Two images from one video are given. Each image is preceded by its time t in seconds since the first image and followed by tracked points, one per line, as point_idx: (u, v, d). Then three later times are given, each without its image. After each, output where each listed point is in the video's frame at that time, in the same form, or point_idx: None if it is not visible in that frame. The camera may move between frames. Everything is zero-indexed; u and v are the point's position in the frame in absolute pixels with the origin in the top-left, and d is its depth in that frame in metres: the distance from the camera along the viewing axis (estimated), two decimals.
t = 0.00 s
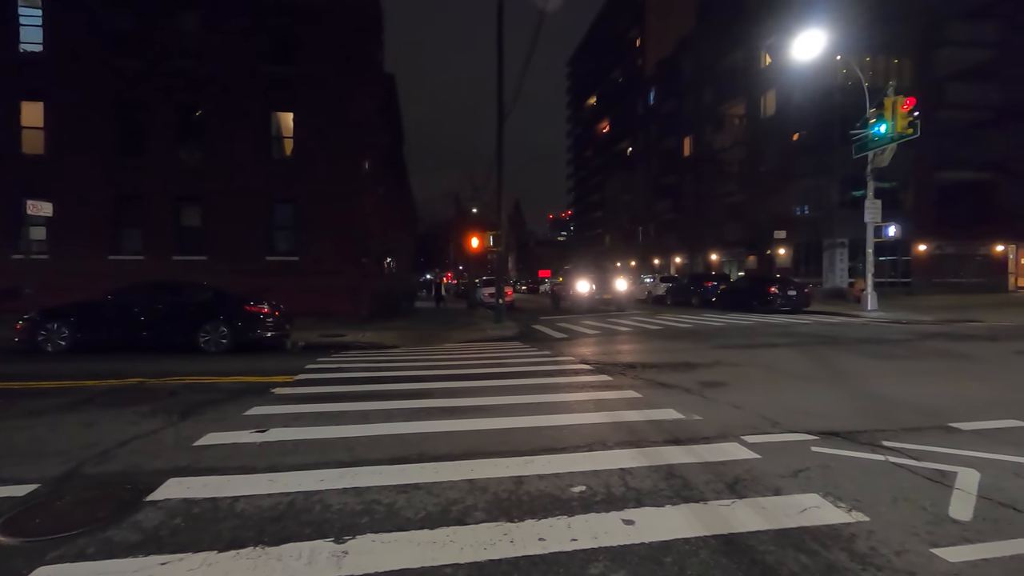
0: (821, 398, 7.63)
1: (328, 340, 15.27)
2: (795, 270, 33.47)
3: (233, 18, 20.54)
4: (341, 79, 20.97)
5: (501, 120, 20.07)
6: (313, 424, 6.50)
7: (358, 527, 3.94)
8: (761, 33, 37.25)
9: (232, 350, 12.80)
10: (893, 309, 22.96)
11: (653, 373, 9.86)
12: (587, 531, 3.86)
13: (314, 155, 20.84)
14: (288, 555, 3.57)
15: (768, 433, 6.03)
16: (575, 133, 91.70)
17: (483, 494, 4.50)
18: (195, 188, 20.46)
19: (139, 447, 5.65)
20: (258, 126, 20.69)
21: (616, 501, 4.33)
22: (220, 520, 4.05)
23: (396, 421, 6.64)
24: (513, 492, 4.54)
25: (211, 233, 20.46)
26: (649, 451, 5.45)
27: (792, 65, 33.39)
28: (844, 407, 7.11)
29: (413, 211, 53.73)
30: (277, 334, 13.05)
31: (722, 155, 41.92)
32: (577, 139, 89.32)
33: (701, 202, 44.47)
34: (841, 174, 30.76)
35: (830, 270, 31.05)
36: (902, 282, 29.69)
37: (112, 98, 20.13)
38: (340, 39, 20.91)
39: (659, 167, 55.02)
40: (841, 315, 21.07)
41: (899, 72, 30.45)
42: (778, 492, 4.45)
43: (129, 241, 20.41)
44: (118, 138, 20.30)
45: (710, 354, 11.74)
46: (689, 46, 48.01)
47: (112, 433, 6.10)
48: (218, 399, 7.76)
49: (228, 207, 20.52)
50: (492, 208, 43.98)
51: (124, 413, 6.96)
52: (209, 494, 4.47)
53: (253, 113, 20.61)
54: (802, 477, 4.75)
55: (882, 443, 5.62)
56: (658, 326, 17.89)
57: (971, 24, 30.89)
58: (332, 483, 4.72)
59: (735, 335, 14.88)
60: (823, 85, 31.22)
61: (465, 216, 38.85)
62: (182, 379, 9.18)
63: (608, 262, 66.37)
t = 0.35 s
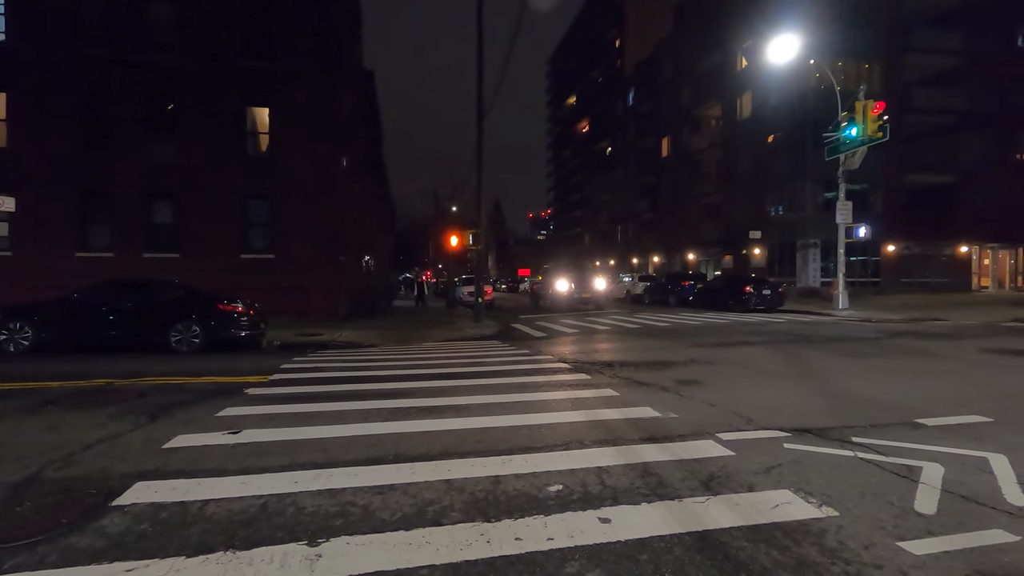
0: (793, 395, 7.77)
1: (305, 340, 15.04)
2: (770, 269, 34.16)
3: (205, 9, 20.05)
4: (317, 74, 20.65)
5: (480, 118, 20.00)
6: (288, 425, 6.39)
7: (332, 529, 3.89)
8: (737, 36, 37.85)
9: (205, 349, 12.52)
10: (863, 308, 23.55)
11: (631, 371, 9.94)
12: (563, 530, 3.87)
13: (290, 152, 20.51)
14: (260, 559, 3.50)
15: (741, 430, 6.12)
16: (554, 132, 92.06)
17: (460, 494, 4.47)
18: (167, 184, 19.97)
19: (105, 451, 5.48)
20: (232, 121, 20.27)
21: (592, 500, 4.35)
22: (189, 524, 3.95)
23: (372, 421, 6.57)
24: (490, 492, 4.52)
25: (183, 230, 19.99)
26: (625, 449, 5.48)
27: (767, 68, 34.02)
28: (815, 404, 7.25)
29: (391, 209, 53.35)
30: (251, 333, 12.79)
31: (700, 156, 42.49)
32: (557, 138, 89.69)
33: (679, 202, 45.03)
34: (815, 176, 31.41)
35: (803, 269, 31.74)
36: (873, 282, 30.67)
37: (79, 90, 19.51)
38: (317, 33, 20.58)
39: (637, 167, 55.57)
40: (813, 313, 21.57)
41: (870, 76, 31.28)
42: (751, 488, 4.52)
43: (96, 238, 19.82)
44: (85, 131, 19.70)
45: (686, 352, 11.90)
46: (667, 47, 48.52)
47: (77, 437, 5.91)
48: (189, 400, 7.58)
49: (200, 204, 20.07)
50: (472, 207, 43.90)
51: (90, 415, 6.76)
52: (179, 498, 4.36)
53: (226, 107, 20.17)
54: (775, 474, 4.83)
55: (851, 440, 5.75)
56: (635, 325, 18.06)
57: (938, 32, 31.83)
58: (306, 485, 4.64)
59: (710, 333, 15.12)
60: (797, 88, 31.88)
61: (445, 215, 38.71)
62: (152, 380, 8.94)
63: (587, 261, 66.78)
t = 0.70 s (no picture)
0: (754, 393, 8.03)
1: (268, 341, 14.68)
2: (731, 270, 35.17)
3: None
4: (280, 69, 20.17)
5: (448, 118, 19.93)
6: (252, 429, 6.24)
7: (300, 534, 3.83)
8: (699, 43, 38.82)
9: (162, 352, 12.08)
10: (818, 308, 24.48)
11: (598, 370, 10.09)
12: (533, 528, 3.92)
13: (253, 148, 19.99)
14: (223, 567, 3.41)
15: (704, 427, 6.30)
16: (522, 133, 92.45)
17: (430, 496, 4.46)
18: (120, 179, 19.17)
19: (55, 459, 5.25)
20: (190, 115, 19.60)
21: (561, 498, 4.41)
22: (148, 533, 3.83)
23: (340, 423, 6.49)
24: (460, 493, 4.53)
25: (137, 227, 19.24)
26: (593, 448, 5.57)
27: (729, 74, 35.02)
28: (774, 401, 7.51)
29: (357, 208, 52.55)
30: (211, 335, 12.39)
31: (664, 159, 43.36)
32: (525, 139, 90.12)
33: (644, 204, 45.85)
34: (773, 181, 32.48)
35: (762, 270, 32.76)
36: (826, 282, 31.67)
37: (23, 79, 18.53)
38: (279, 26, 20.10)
39: (603, 169, 56.33)
40: (772, 313, 22.31)
41: (824, 84, 32.58)
42: (714, 483, 4.67)
43: (43, 235, 18.87)
44: (31, 123, 18.74)
45: (652, 351, 12.15)
46: (633, 51, 49.32)
47: (25, 445, 5.64)
48: (146, 404, 7.32)
49: (157, 200, 19.35)
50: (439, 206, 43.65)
51: (37, 422, 6.44)
52: (137, 506, 4.22)
53: (184, 101, 19.51)
54: (737, 468, 5.00)
55: (808, 435, 5.99)
56: (602, 324, 18.34)
57: (886, 44, 33.40)
58: (272, 489, 4.56)
59: (675, 332, 15.48)
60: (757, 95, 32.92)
61: (412, 214, 38.36)
62: (106, 384, 8.59)
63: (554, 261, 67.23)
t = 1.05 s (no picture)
0: (713, 389, 8.29)
1: (223, 342, 14.20)
2: (689, 270, 36.13)
3: None
4: (236, 61, 19.53)
5: (411, 116, 19.73)
6: (210, 433, 6.04)
7: (264, 539, 3.74)
8: (659, 48, 39.68)
9: (109, 354, 11.52)
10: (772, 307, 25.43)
11: (562, 369, 10.21)
12: (502, 526, 3.94)
13: (206, 143, 19.28)
14: None
15: (667, 423, 6.47)
16: (485, 132, 92.36)
17: (398, 497, 4.42)
18: (61, 172, 18.16)
19: None
20: (139, 107, 18.75)
21: (530, 495, 4.45)
22: (100, 544, 3.65)
23: (302, 426, 6.34)
24: (429, 494, 4.50)
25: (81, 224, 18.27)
26: (560, 445, 5.64)
27: (687, 80, 35.96)
28: (732, 397, 7.77)
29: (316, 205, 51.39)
30: (163, 336, 11.90)
31: (625, 161, 44.16)
32: (487, 138, 90.06)
33: (605, 205, 46.56)
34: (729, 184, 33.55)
35: (719, 271, 33.80)
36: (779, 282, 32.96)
37: None
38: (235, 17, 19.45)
39: (566, 169, 56.88)
40: (728, 312, 23.07)
41: (777, 91, 33.87)
42: (678, 477, 4.80)
43: None
44: None
45: (615, 350, 12.36)
46: (594, 54, 50.01)
47: None
48: (93, 409, 6.97)
49: (102, 195, 18.42)
50: (401, 205, 43.13)
51: None
52: (87, 516, 4.01)
53: (132, 92, 18.64)
54: (698, 463, 5.15)
55: (764, 428, 6.23)
56: (566, 324, 18.51)
57: (834, 55, 34.96)
58: (233, 495, 4.42)
59: (636, 331, 15.80)
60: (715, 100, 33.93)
61: (374, 213, 37.85)
62: (47, 389, 8.13)
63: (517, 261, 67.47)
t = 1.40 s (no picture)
0: (681, 386, 8.49)
1: (183, 344, 13.75)
2: (655, 269, 36.77)
3: None
4: (195, 53, 18.90)
5: (379, 114, 19.50)
6: (173, 438, 5.85)
7: (235, 546, 3.65)
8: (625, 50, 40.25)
9: (60, 357, 11.00)
10: (734, 305, 26.12)
11: (533, 368, 10.27)
12: (478, 526, 3.95)
13: (165, 137, 18.59)
14: None
15: (638, 420, 6.60)
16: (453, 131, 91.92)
17: (372, 499, 4.38)
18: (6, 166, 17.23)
19: None
20: (91, 99, 17.95)
21: (505, 494, 4.48)
22: (59, 555, 3.51)
23: (271, 429, 6.20)
24: (403, 495, 4.48)
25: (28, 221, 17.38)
26: (534, 444, 5.68)
27: (653, 82, 36.60)
28: (699, 394, 7.98)
29: (279, 203, 50.16)
30: (119, 338, 11.44)
31: (593, 162, 44.65)
32: (455, 137, 89.65)
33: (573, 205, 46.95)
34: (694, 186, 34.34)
35: (683, 270, 34.49)
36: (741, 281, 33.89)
37: None
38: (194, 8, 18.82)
39: (534, 169, 57.12)
40: (694, 311, 23.59)
41: (739, 96, 34.85)
42: (649, 474, 4.91)
43: None
44: None
45: (584, 349, 12.50)
46: (562, 55, 50.35)
47: None
48: (46, 415, 6.66)
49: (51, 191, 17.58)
50: (368, 203, 42.50)
51: None
52: (44, 527, 3.85)
53: (84, 83, 17.84)
54: (669, 458, 5.28)
55: (730, 424, 6.42)
56: (535, 323, 18.62)
57: (793, 61, 36.15)
58: (200, 501, 4.30)
59: (605, 330, 16.00)
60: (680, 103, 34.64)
61: (340, 211, 37.18)
62: None
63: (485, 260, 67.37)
